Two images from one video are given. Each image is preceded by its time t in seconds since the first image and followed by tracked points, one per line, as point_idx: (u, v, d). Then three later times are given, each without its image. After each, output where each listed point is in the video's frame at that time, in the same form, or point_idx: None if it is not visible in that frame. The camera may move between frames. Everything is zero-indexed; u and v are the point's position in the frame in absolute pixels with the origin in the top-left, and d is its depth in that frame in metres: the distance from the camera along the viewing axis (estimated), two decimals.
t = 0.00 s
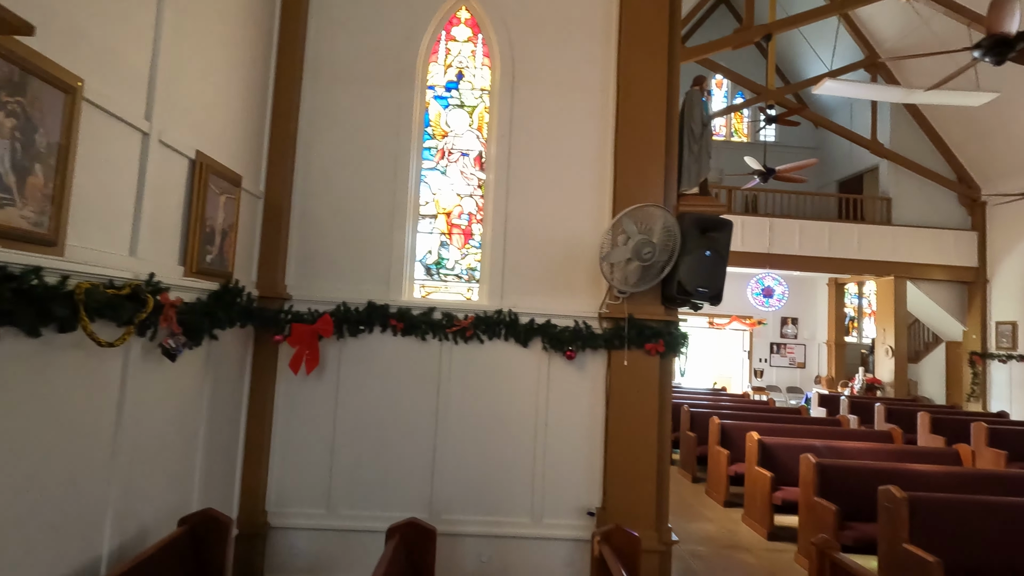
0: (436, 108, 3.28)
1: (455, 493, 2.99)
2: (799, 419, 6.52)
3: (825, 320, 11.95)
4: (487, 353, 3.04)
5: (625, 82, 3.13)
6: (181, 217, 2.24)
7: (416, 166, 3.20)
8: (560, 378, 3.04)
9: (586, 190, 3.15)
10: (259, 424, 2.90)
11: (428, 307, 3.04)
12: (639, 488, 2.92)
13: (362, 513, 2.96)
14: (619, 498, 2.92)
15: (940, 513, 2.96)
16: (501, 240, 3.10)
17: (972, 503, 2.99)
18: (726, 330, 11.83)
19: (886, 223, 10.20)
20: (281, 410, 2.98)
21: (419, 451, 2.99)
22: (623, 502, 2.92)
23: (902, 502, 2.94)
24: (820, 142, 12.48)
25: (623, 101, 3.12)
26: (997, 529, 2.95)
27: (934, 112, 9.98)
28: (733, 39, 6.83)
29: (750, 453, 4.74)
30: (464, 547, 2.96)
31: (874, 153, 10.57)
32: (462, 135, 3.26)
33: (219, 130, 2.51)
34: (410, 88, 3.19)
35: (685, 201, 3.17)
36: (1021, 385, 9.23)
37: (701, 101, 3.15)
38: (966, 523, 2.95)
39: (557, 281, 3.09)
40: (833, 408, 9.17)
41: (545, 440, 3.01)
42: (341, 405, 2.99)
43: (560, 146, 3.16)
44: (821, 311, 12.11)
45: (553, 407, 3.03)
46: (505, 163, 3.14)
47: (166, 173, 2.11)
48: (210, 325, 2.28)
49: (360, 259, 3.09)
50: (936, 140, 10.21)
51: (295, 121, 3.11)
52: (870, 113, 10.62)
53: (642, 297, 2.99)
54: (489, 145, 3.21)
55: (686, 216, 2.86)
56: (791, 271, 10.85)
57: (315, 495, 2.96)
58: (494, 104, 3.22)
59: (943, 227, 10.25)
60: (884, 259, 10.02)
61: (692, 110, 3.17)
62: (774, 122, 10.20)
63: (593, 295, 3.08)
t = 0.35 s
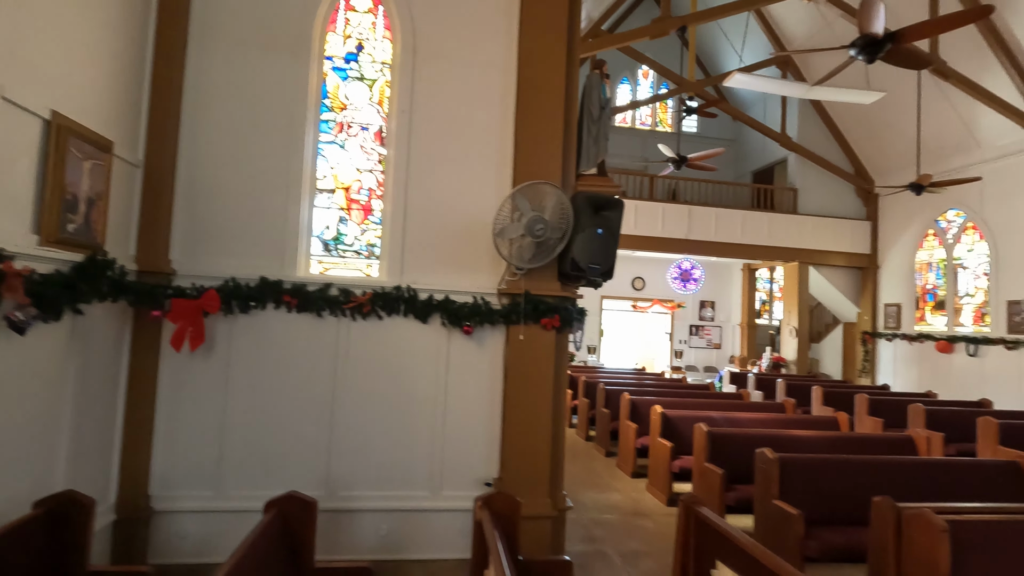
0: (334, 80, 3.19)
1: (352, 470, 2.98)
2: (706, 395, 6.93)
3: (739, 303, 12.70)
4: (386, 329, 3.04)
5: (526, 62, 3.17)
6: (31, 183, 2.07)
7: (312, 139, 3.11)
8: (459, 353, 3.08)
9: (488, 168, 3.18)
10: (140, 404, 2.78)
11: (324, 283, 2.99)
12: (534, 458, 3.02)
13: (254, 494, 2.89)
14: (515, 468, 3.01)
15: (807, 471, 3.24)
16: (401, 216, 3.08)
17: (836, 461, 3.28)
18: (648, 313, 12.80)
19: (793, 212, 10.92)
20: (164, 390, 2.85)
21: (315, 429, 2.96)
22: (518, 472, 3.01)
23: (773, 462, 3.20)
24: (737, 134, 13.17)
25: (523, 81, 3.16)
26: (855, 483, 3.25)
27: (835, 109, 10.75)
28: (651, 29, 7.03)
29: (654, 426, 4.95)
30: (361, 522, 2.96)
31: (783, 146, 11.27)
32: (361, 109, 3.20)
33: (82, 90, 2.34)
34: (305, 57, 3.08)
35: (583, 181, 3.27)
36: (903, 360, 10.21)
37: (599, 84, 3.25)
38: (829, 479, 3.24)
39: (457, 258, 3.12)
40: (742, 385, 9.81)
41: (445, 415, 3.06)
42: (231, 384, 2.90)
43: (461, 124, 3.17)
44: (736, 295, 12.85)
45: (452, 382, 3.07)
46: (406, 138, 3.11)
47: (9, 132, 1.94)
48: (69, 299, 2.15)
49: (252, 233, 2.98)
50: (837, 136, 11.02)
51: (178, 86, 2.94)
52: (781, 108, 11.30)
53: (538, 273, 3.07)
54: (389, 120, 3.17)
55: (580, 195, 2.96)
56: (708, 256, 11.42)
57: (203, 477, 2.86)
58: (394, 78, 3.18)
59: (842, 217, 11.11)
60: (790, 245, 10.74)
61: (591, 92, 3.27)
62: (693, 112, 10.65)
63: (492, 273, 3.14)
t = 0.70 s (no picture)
0: (215, 49, 2.99)
1: (238, 464, 2.82)
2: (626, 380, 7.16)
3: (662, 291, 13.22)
4: (273, 314, 2.89)
5: (422, 38, 3.09)
6: None
7: (190, 112, 2.90)
8: (353, 338, 2.98)
9: (384, 148, 3.08)
10: None
11: (204, 266, 2.81)
12: (432, 444, 2.98)
13: (126, 493, 2.69)
14: (412, 456, 2.96)
15: (699, 446, 3.40)
16: (288, 196, 2.93)
17: (726, 435, 3.45)
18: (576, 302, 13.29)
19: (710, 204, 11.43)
20: (17, 386, 2.59)
21: (195, 421, 2.78)
22: (415, 459, 2.96)
23: (668, 439, 3.33)
24: (659, 128, 13.65)
25: (419, 58, 3.07)
26: (743, 455, 3.44)
27: (749, 106, 11.34)
28: (569, 19, 7.10)
29: (567, 409, 5.04)
30: (248, 517, 2.82)
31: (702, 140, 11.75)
32: (246, 81, 3.02)
33: None
34: (180, 23, 2.86)
35: (483, 163, 3.24)
36: (807, 343, 10.96)
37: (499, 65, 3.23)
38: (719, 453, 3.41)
39: (350, 241, 3.01)
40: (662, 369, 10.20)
41: (338, 403, 2.95)
42: (98, 376, 2.68)
43: (354, 101, 3.05)
44: (660, 284, 13.37)
45: (346, 368, 2.97)
46: (295, 114, 2.97)
47: None
48: None
49: (120, 212, 2.75)
50: (750, 132, 11.62)
51: (28, 48, 2.64)
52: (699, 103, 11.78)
53: (435, 256, 3.02)
54: (276, 94, 3.00)
55: (475, 177, 2.94)
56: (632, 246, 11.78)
57: (65, 478, 2.63)
58: (281, 50, 3.01)
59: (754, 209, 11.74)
60: (707, 236, 11.24)
61: (491, 74, 3.25)
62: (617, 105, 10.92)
63: (388, 256, 3.05)
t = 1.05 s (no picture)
0: (72, 3, 2.65)
1: (99, 471, 2.51)
2: (555, 373, 7.14)
3: (597, 286, 13.38)
4: (142, 302, 2.58)
5: (317, 4, 2.84)
6: None
7: (39, 71, 2.53)
8: (237, 329, 2.72)
9: (273, 122, 2.82)
10: None
11: (56, 248, 2.47)
12: (326, 442, 2.76)
13: None
14: (304, 456, 2.72)
15: (612, 437, 3.35)
16: (160, 170, 2.63)
17: (639, 425, 3.43)
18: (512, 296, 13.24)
19: (642, 200, 11.64)
20: None
21: (46, 424, 2.45)
22: (308, 459, 2.73)
23: (581, 430, 3.26)
24: (594, 124, 13.79)
25: (314, 26, 2.83)
26: (656, 445, 3.42)
27: (679, 105, 11.62)
28: (498, 7, 6.97)
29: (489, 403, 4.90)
30: (111, 530, 2.52)
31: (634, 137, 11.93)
32: (110, 41, 2.68)
33: None
34: None
35: (387, 142, 3.05)
36: (733, 336, 11.37)
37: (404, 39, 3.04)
38: (632, 443, 3.38)
39: (235, 222, 2.74)
40: (595, 363, 10.29)
41: (221, 400, 2.68)
42: None
43: (240, 67, 2.76)
44: (595, 279, 13.53)
45: (229, 362, 2.70)
46: (168, 80, 2.65)
47: None
48: None
49: None
50: (681, 130, 11.94)
51: None
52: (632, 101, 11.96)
53: (330, 239, 2.80)
54: (146, 56, 2.68)
55: (373, 154, 2.75)
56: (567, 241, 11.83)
57: None
58: (153, 7, 2.69)
59: (684, 205, 12.05)
60: (640, 231, 11.44)
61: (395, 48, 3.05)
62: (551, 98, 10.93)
63: (278, 240, 2.81)
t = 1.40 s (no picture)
0: None
1: None
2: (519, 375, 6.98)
3: (568, 286, 13.28)
4: (29, 300, 2.32)
5: None
6: None
7: None
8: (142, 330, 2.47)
9: (185, 103, 2.58)
10: None
11: None
12: (243, 453, 2.53)
13: None
14: (217, 469, 2.49)
15: (561, 442, 3.20)
16: (51, 153, 2.36)
17: (590, 429, 3.27)
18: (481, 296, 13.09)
19: (611, 199, 11.56)
20: None
21: None
22: (222, 472, 2.49)
23: (527, 435, 3.09)
24: (565, 122, 13.69)
25: None
26: (607, 449, 3.27)
27: (648, 103, 11.58)
28: None
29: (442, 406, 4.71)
30: None
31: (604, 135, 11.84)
32: None
33: None
34: None
35: (315, 129, 2.84)
36: (701, 335, 11.37)
37: (333, 19, 2.84)
38: (582, 448, 3.23)
39: (139, 212, 2.50)
40: (563, 364, 10.16)
41: (122, 408, 2.43)
42: None
43: (145, 42, 2.51)
44: (566, 279, 13.42)
45: (132, 366, 2.45)
46: (61, 54, 2.39)
47: None
48: None
49: None
50: (650, 129, 11.91)
51: None
52: (601, 98, 11.88)
53: (249, 233, 2.58)
54: (37, 28, 2.41)
55: (295, 140, 2.55)
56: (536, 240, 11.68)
57: None
58: None
59: (653, 204, 12.01)
60: (609, 230, 11.36)
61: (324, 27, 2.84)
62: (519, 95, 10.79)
63: (191, 233, 2.57)
